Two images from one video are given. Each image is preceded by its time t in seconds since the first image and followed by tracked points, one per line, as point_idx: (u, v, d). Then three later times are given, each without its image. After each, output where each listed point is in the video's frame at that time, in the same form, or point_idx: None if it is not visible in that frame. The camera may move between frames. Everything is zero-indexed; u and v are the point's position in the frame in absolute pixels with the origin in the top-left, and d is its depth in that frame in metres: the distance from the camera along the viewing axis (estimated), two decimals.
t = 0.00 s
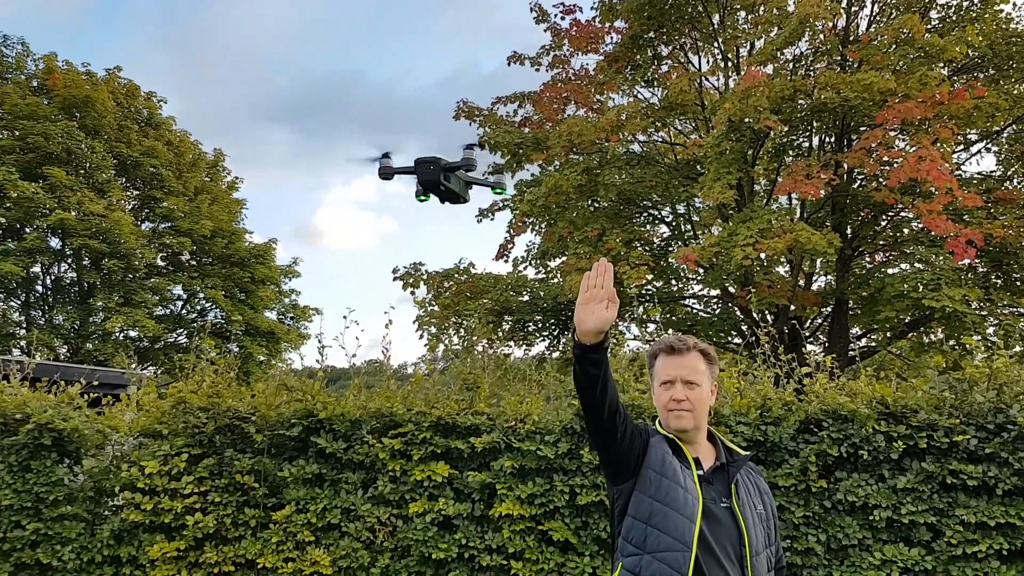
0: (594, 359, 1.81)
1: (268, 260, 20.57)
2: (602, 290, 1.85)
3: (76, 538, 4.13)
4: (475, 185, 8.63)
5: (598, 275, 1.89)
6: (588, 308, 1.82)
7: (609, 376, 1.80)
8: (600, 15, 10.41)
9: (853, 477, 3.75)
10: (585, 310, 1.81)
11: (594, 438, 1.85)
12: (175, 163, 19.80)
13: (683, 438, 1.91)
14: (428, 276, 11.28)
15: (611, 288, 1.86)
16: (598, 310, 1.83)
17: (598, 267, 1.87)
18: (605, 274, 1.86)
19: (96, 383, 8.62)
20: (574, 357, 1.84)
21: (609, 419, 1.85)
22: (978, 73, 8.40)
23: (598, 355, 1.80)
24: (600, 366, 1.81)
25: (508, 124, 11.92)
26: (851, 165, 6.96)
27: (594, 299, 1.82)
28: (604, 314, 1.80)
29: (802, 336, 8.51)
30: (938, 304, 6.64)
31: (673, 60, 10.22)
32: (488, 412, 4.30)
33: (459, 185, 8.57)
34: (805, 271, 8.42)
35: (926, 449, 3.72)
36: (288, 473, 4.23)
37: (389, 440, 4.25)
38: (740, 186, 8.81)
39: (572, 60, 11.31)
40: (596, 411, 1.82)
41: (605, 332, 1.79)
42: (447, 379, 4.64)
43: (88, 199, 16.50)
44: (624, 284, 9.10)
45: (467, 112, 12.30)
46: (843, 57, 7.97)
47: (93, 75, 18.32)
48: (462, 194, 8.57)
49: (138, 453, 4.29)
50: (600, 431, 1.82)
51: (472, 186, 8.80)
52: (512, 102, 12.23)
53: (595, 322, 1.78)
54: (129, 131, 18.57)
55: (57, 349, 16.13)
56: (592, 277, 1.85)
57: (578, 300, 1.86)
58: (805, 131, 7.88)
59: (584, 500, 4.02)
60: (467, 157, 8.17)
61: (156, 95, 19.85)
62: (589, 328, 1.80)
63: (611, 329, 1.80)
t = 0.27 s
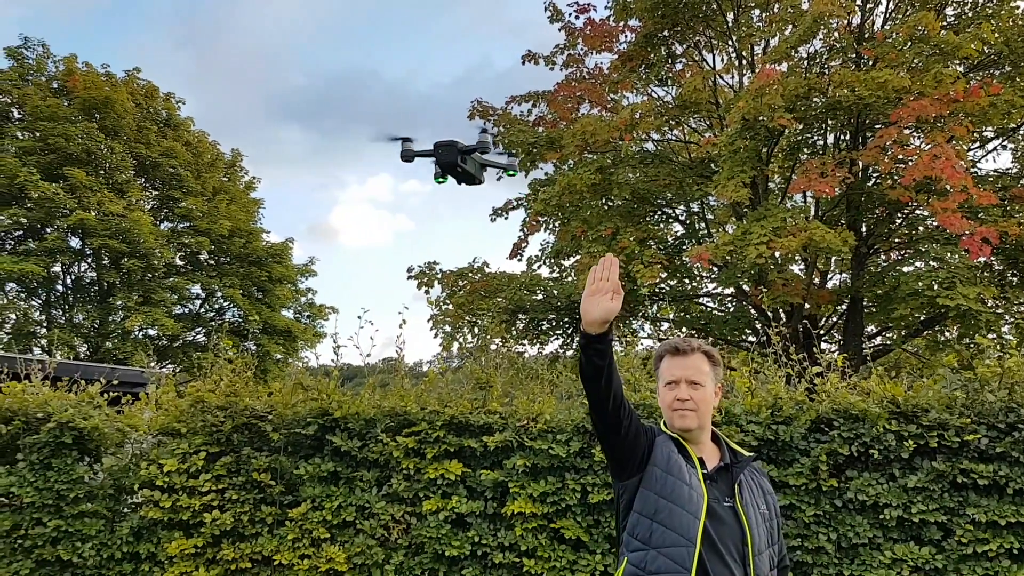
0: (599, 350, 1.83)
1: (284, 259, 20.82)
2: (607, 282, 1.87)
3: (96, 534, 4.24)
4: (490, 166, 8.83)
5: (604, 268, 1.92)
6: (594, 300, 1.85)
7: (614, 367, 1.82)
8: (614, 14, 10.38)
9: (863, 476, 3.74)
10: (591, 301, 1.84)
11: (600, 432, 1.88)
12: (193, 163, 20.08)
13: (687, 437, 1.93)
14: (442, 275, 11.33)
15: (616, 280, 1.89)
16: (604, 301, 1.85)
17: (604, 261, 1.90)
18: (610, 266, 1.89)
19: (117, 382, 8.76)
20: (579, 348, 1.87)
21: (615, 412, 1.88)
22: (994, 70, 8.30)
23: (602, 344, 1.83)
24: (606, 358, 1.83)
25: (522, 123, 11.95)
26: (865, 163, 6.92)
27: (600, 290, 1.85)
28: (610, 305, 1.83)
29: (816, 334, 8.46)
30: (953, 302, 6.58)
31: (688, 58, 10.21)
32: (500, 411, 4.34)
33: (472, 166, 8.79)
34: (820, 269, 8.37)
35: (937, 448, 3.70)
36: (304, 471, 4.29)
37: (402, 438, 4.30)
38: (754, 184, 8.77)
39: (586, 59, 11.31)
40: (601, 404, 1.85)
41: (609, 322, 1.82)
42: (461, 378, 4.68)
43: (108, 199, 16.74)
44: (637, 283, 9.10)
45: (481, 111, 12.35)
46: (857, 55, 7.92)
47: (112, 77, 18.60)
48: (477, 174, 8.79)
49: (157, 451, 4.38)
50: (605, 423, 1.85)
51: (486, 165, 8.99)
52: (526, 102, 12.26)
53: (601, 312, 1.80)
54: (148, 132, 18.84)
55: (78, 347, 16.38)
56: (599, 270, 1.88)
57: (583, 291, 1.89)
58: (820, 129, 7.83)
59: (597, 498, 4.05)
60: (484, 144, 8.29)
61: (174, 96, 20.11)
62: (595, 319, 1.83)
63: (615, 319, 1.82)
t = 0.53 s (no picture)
0: (599, 346, 1.87)
1: (287, 261, 20.89)
2: (608, 280, 1.93)
3: (101, 535, 4.27)
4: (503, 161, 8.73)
5: (605, 267, 1.97)
6: (595, 296, 1.89)
7: (614, 362, 1.86)
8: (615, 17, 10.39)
9: (862, 477, 3.77)
10: (592, 297, 1.89)
11: (600, 429, 1.91)
12: (196, 165, 20.14)
13: (685, 439, 1.97)
14: (444, 276, 11.37)
15: (616, 279, 1.94)
16: (604, 298, 1.90)
17: (605, 259, 1.95)
18: (612, 265, 1.94)
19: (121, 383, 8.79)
20: (581, 345, 1.91)
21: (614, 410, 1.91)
22: (995, 72, 8.30)
23: (603, 340, 1.86)
24: (605, 354, 1.87)
25: (524, 125, 11.99)
26: (865, 165, 6.94)
27: (601, 288, 1.90)
28: (610, 301, 1.88)
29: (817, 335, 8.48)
30: (953, 304, 6.60)
31: (690, 60, 10.17)
32: (502, 413, 4.37)
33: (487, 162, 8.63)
34: (821, 270, 8.39)
35: (935, 450, 3.73)
36: (308, 472, 4.33)
37: (405, 440, 4.34)
38: (756, 185, 8.80)
39: (587, 61, 11.34)
40: (601, 400, 1.89)
41: (609, 318, 1.86)
42: (463, 380, 4.71)
43: (111, 201, 16.81)
44: (639, 284, 9.12)
45: (483, 113, 12.38)
46: (858, 57, 7.94)
47: (116, 79, 18.69)
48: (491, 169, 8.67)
49: (162, 452, 4.41)
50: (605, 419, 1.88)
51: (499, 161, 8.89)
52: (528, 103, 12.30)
53: (600, 308, 1.85)
54: (152, 134, 18.91)
55: (81, 348, 16.43)
56: (600, 268, 1.93)
57: (585, 289, 1.94)
58: (821, 131, 7.85)
59: (598, 499, 4.09)
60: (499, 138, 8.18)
61: (178, 98, 20.18)
62: (596, 314, 1.88)
63: (615, 315, 1.87)
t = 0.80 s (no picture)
0: (603, 342, 1.89)
1: (288, 262, 20.95)
2: (612, 278, 1.95)
3: (106, 535, 4.30)
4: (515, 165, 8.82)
5: (609, 266, 1.99)
6: (599, 293, 1.92)
7: (616, 359, 1.88)
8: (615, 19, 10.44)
9: (858, 478, 3.81)
10: (595, 294, 1.91)
11: (601, 426, 1.93)
12: (198, 166, 20.19)
13: (684, 439, 2.00)
14: (445, 277, 11.41)
15: (620, 277, 1.96)
16: (608, 295, 1.92)
17: (610, 258, 1.98)
18: (616, 264, 1.96)
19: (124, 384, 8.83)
20: (584, 341, 1.93)
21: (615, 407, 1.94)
22: (992, 75, 8.33)
23: (606, 337, 1.88)
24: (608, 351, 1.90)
25: (524, 127, 12.03)
26: (864, 167, 6.98)
27: (605, 285, 1.92)
28: (613, 298, 1.90)
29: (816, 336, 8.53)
30: (950, 305, 6.64)
31: (690, 62, 10.20)
32: (503, 413, 4.41)
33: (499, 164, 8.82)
34: (819, 272, 8.43)
35: (930, 450, 3.77)
36: (310, 472, 4.37)
37: (407, 440, 4.38)
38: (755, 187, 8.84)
39: (587, 63, 11.38)
40: (603, 396, 1.91)
41: (613, 314, 1.88)
42: (463, 381, 4.74)
43: (113, 202, 16.86)
44: (638, 286, 9.17)
45: (483, 115, 12.42)
46: (856, 60, 7.98)
47: (117, 80, 18.73)
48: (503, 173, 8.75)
49: (166, 453, 4.44)
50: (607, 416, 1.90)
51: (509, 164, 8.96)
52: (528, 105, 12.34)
53: (605, 304, 1.87)
54: (153, 135, 18.96)
55: (83, 349, 16.44)
56: (604, 266, 1.96)
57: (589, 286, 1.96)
58: (819, 133, 7.89)
59: (598, 499, 4.13)
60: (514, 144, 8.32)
61: (179, 99, 20.25)
62: (599, 311, 1.90)
63: (618, 312, 1.89)
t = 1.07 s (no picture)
0: (621, 342, 1.94)
1: (303, 263, 21.15)
2: (630, 279, 1.99)
3: (128, 533, 4.40)
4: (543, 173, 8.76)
5: (627, 268, 2.04)
6: (617, 293, 1.96)
7: (634, 358, 1.93)
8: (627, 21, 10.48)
9: (871, 478, 3.83)
10: (614, 295, 1.95)
11: (618, 424, 1.98)
12: (213, 168, 20.40)
13: (699, 439, 2.04)
14: (458, 278, 11.50)
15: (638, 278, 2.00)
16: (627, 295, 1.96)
17: (629, 260, 2.02)
18: (634, 265, 2.01)
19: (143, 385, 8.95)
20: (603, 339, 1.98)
21: (633, 406, 1.98)
22: (1007, 74, 8.28)
23: (625, 336, 1.93)
24: (626, 350, 1.94)
25: (537, 129, 12.08)
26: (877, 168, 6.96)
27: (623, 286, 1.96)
28: (632, 298, 1.94)
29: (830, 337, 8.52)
30: (964, 305, 6.62)
31: (702, 63, 10.23)
32: (517, 414, 4.46)
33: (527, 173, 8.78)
34: (833, 272, 8.41)
35: (943, 451, 3.78)
36: (328, 471, 4.44)
37: (423, 440, 4.44)
38: (768, 188, 8.84)
39: (600, 65, 11.43)
40: (620, 394, 1.95)
41: (631, 315, 1.93)
42: (478, 382, 4.79)
43: (130, 205, 17.08)
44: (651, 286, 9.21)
45: (496, 117, 12.49)
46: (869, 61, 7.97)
47: (133, 83, 18.99)
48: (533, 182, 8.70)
49: (186, 452, 4.53)
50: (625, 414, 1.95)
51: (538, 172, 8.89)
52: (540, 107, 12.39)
53: (624, 304, 1.91)
54: (169, 138, 19.20)
55: (101, 350, 16.68)
56: (623, 268, 2.00)
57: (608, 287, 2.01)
58: (832, 133, 7.88)
59: (613, 499, 4.18)
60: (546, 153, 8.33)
61: (194, 103, 20.55)
62: (618, 311, 1.94)
63: (636, 312, 1.94)
